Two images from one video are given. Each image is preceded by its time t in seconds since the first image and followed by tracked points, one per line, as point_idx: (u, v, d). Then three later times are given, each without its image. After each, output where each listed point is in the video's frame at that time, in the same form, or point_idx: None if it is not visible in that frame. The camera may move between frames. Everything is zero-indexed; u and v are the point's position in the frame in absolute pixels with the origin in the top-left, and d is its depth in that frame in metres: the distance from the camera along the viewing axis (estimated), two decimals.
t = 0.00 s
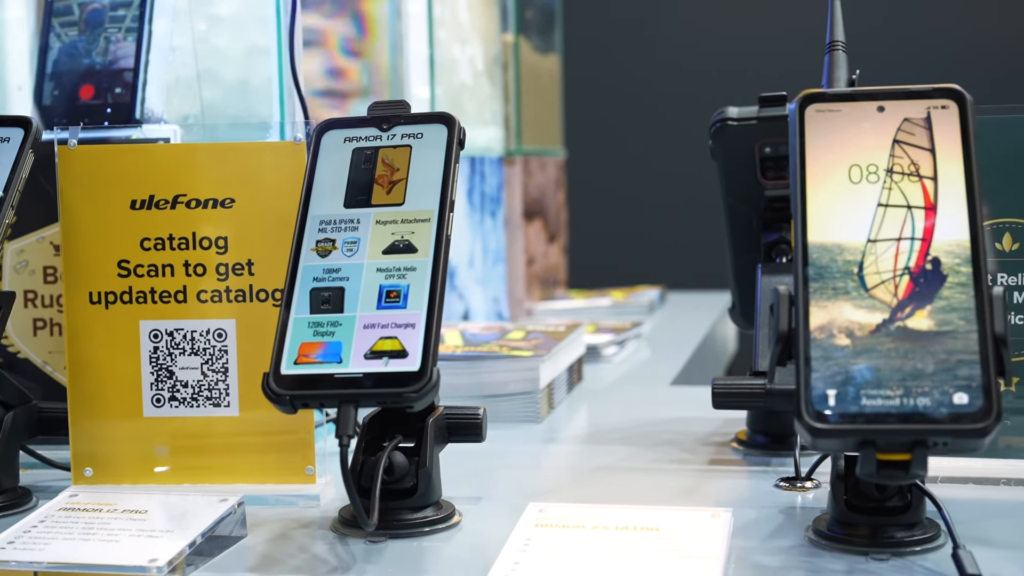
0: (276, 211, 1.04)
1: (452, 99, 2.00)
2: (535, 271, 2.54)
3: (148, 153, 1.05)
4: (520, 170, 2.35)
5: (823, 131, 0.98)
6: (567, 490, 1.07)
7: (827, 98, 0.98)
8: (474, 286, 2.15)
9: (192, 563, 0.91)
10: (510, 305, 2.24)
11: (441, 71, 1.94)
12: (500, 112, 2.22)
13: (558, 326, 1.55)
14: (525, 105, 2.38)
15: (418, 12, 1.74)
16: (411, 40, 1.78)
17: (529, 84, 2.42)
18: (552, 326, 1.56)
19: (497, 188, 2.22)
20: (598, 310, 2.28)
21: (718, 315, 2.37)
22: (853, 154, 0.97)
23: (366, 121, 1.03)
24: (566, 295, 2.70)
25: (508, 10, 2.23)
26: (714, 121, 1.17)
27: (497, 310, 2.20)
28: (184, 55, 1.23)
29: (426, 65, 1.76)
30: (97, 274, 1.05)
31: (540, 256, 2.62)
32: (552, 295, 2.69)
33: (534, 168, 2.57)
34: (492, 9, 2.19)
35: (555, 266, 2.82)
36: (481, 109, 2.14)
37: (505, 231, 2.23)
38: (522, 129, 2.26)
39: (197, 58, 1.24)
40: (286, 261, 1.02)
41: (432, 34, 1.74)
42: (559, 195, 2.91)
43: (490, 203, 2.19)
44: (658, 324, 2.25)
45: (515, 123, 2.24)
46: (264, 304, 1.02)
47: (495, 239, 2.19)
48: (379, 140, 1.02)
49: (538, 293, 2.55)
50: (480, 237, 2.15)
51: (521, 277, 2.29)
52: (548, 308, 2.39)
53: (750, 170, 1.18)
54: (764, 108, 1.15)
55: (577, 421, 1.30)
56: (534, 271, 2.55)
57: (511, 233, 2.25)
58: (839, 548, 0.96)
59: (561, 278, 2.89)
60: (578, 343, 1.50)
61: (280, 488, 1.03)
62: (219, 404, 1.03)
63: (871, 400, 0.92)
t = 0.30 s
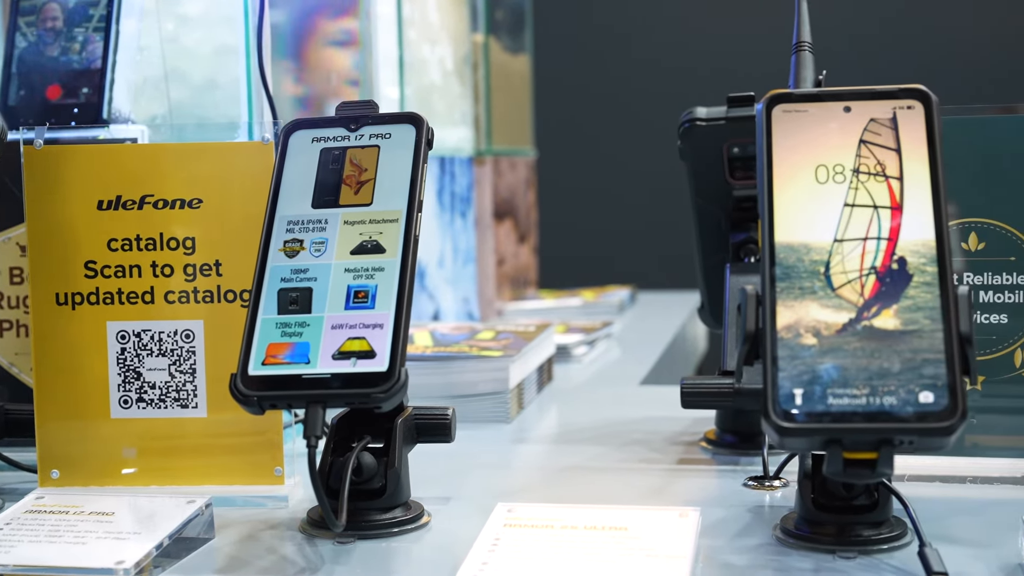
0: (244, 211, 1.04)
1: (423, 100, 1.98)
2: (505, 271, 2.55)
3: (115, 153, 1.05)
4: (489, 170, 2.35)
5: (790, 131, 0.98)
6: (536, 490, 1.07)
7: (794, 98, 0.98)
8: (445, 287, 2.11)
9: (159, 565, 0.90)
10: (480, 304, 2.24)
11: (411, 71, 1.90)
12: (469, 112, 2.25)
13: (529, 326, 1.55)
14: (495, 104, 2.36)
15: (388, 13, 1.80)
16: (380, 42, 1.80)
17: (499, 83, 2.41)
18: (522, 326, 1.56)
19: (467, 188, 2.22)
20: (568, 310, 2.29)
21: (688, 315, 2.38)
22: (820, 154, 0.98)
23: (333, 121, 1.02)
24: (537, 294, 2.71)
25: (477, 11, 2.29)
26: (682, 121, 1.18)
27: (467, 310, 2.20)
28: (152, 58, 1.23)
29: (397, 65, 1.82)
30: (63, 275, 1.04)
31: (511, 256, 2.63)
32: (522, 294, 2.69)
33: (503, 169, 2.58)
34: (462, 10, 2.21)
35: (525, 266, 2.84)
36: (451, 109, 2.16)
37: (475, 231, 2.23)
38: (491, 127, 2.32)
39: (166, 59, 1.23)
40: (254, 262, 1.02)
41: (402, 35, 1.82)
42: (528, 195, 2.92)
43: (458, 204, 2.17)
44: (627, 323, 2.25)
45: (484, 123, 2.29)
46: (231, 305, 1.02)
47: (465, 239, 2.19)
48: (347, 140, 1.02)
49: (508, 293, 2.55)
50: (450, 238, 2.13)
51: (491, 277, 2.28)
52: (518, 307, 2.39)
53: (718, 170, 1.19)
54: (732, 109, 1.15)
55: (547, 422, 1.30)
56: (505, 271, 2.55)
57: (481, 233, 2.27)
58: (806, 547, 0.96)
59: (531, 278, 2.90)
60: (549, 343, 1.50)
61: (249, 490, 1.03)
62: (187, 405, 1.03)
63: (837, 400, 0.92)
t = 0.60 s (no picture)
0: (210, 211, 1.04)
1: (390, 100, 1.93)
2: (473, 271, 2.56)
3: (79, 154, 1.05)
4: (458, 171, 2.41)
5: (755, 131, 0.98)
6: (504, 489, 1.07)
7: (760, 98, 0.98)
8: (415, 286, 2.10)
9: (125, 567, 0.90)
10: (449, 304, 2.27)
11: (379, 71, 1.84)
12: (438, 112, 2.22)
13: (497, 326, 1.55)
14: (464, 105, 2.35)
15: (356, 11, 1.73)
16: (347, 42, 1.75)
17: (468, 84, 2.40)
18: (490, 326, 1.56)
19: (436, 188, 2.25)
20: (537, 310, 2.30)
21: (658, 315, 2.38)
22: (785, 154, 0.98)
23: (300, 121, 1.02)
24: (506, 294, 2.71)
25: (445, 11, 2.24)
26: (650, 121, 1.18)
27: (436, 310, 2.20)
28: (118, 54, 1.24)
29: (363, 65, 1.75)
30: (27, 275, 1.04)
31: (479, 255, 2.63)
32: (491, 294, 2.70)
33: (473, 170, 2.62)
34: (430, 10, 2.17)
35: (494, 266, 2.85)
36: (419, 110, 2.11)
37: (443, 231, 2.28)
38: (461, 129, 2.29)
39: (132, 59, 1.25)
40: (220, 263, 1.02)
41: (370, 34, 1.76)
42: (497, 195, 2.94)
43: (428, 204, 2.19)
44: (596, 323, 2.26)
45: (454, 123, 2.26)
46: (198, 305, 1.02)
47: (433, 238, 2.22)
48: (314, 140, 1.02)
49: (477, 293, 2.56)
50: (419, 238, 2.13)
51: (460, 277, 2.32)
52: (488, 307, 2.39)
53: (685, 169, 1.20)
54: (699, 109, 1.15)
55: (515, 421, 1.30)
56: (473, 271, 2.55)
57: (450, 233, 2.32)
58: (773, 545, 0.97)
59: (500, 277, 2.90)
60: (517, 343, 1.50)
61: (216, 491, 1.03)
62: (153, 406, 1.02)
63: (803, 399, 0.92)
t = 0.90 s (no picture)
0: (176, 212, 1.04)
1: (359, 99, 1.97)
2: (444, 271, 2.56)
3: (44, 154, 1.05)
4: (426, 171, 2.33)
5: (721, 131, 0.98)
6: (472, 489, 1.07)
7: (726, 98, 0.99)
8: (381, 287, 2.11)
9: (90, 569, 0.89)
10: (418, 304, 2.23)
11: (347, 71, 1.89)
12: (407, 112, 2.22)
13: (465, 326, 1.55)
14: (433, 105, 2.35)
15: (324, 10, 1.78)
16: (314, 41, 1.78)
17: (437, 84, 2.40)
18: (459, 326, 1.55)
19: (405, 188, 2.20)
20: (506, 310, 2.30)
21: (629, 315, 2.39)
22: (750, 154, 0.98)
23: (266, 121, 1.02)
24: (475, 294, 2.71)
25: (415, 13, 2.25)
26: (617, 121, 1.19)
27: (405, 310, 2.20)
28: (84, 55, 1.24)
29: (331, 64, 1.78)
30: None
31: (449, 255, 2.63)
32: (461, 294, 2.70)
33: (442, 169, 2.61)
34: (399, 11, 2.18)
35: (463, 265, 2.85)
36: (388, 109, 2.13)
37: (412, 232, 2.22)
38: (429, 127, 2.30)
39: (98, 58, 1.26)
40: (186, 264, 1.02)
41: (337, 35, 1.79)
42: (466, 195, 2.94)
43: (396, 204, 2.17)
44: (566, 323, 2.26)
45: (422, 123, 2.26)
46: (164, 306, 1.02)
47: (402, 239, 2.18)
48: (280, 140, 1.02)
49: (446, 294, 2.55)
50: (387, 238, 2.12)
51: (429, 277, 2.27)
52: (457, 307, 2.39)
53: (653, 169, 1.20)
54: (666, 109, 1.16)
55: (484, 421, 1.30)
56: (443, 271, 2.55)
57: (420, 234, 2.25)
58: (739, 544, 0.97)
59: (470, 277, 2.91)
60: (486, 343, 1.50)
61: (183, 492, 1.03)
62: (119, 408, 1.02)
63: (768, 397, 0.93)
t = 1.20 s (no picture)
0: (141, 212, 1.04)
1: (326, 100, 1.96)
2: (412, 271, 2.56)
3: (8, 155, 1.05)
4: (396, 170, 2.35)
5: (687, 132, 0.98)
6: (441, 489, 1.07)
7: (692, 99, 0.99)
8: (351, 288, 2.10)
9: (56, 572, 0.89)
10: (387, 305, 2.25)
11: (314, 71, 1.89)
12: (374, 113, 2.19)
13: (434, 326, 1.55)
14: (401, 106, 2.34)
15: (292, 12, 1.81)
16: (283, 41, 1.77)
17: (405, 84, 2.39)
18: (427, 326, 1.55)
19: (374, 188, 2.19)
20: (475, 310, 2.30)
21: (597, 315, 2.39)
22: (716, 154, 0.98)
23: (233, 121, 1.02)
24: (444, 295, 2.71)
25: (381, 11, 2.21)
26: (585, 121, 1.19)
27: (374, 310, 2.19)
28: (47, 54, 1.22)
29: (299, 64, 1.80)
30: None
31: (418, 256, 2.63)
32: (430, 295, 2.70)
33: (411, 169, 2.61)
34: (366, 10, 2.15)
35: (433, 266, 2.85)
36: (355, 109, 2.10)
37: (381, 231, 2.23)
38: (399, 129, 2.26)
39: (63, 58, 1.23)
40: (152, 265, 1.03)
41: (305, 35, 1.83)
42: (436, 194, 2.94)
43: (365, 204, 2.15)
44: (535, 323, 2.26)
45: (391, 123, 2.22)
46: (130, 307, 1.03)
47: (371, 239, 2.18)
48: (246, 140, 1.02)
49: (415, 294, 2.54)
50: (356, 238, 2.12)
51: (398, 277, 2.29)
52: (426, 308, 2.39)
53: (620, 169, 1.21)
54: (633, 109, 1.17)
55: (453, 422, 1.30)
56: (412, 272, 2.55)
57: (388, 234, 2.27)
58: (706, 542, 0.97)
59: (438, 278, 2.90)
60: (455, 343, 1.50)
61: (150, 494, 1.02)
62: (85, 409, 1.03)
63: (734, 397, 0.93)
